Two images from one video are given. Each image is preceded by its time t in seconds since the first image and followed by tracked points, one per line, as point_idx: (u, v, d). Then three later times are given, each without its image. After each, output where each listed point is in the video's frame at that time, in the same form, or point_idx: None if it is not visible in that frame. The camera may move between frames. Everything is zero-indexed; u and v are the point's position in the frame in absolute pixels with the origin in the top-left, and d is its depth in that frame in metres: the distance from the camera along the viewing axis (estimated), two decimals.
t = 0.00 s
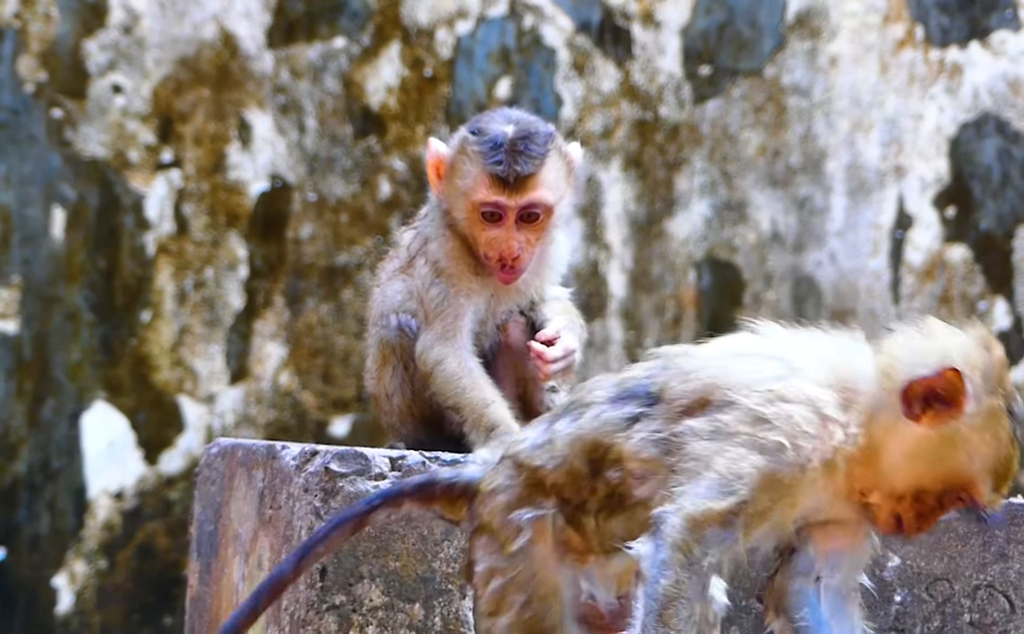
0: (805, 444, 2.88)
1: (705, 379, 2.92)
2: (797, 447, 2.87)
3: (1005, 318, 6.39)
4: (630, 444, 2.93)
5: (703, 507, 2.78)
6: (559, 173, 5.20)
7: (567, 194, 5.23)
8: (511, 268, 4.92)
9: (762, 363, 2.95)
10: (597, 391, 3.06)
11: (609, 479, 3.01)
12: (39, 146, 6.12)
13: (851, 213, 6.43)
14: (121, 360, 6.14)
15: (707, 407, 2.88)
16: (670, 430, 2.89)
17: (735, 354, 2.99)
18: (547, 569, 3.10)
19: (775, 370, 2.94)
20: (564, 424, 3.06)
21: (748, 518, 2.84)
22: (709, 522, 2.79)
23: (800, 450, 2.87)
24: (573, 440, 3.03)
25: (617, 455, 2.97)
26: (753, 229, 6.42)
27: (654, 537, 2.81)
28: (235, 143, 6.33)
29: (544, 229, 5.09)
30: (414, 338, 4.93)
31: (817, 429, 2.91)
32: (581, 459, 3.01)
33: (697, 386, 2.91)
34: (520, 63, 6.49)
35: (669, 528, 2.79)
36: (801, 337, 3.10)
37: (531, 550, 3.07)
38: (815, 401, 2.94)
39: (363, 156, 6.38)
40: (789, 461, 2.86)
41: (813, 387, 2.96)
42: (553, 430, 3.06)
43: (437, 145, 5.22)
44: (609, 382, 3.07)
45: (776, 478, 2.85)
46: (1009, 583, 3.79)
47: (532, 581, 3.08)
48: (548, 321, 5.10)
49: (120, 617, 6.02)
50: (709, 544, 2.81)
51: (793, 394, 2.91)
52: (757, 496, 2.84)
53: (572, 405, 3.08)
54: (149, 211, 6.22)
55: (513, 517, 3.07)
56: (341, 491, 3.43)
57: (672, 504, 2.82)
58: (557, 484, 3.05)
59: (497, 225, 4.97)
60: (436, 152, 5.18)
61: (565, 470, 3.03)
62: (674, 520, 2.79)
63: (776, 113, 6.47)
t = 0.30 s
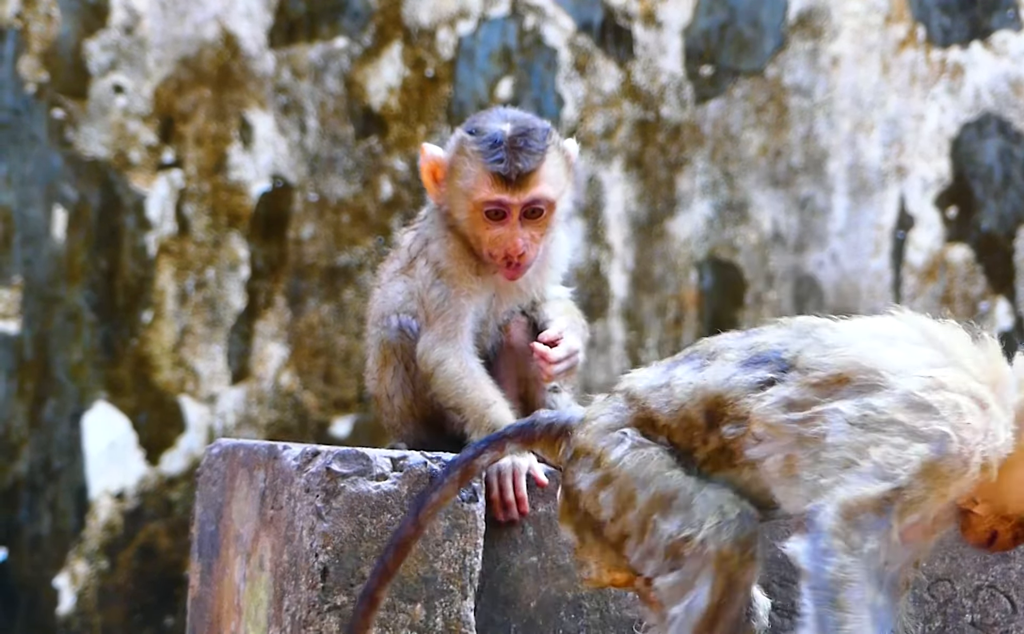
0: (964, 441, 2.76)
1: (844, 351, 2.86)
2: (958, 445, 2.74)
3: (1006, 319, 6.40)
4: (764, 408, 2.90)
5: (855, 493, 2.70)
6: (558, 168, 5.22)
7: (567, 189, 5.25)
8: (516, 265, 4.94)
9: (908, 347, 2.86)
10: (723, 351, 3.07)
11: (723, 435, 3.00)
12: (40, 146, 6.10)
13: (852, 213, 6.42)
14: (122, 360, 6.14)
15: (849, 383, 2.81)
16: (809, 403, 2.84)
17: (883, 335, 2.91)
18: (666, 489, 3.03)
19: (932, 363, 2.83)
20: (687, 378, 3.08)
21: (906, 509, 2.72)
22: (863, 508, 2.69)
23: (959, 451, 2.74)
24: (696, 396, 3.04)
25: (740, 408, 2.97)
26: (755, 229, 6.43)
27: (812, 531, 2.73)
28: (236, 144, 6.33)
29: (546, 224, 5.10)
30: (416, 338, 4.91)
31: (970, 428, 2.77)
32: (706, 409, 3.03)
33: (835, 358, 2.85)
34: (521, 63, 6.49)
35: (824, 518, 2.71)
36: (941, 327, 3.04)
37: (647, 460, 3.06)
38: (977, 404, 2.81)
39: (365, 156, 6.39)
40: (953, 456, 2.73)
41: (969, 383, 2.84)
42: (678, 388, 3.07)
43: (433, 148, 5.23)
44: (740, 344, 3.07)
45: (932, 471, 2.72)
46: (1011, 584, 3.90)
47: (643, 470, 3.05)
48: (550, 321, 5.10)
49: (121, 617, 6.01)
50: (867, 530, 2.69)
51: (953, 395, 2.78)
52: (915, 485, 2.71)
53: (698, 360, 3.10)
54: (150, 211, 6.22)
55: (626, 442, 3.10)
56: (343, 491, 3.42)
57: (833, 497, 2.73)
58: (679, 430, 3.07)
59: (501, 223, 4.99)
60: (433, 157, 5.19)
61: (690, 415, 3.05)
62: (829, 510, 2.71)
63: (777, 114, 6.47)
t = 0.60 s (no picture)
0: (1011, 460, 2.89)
1: (874, 393, 2.93)
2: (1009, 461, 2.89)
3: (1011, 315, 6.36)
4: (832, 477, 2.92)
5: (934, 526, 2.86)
6: (562, 163, 5.20)
7: (570, 183, 5.23)
8: (520, 260, 4.93)
9: (933, 362, 2.97)
10: (738, 423, 3.05)
11: (784, 509, 3.00)
12: (43, 142, 6.12)
13: (856, 210, 6.40)
14: (124, 357, 6.15)
15: (898, 421, 2.88)
16: (869, 449, 2.90)
17: (901, 359, 2.99)
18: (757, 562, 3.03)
19: (960, 371, 2.95)
20: (712, 464, 3.03)
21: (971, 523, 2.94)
22: (935, 538, 2.87)
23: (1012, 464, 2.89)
24: (739, 480, 3.00)
25: (798, 482, 2.97)
26: (758, 226, 6.41)
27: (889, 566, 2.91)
28: (238, 140, 6.32)
29: (549, 219, 5.09)
30: (418, 335, 4.88)
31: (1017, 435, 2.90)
32: (758, 491, 3.00)
33: (868, 399, 2.93)
34: (524, 59, 6.47)
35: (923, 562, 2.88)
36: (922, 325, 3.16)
37: (724, 559, 3.01)
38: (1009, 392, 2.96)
39: (367, 152, 6.37)
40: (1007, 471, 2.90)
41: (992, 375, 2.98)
42: (709, 473, 3.03)
43: (434, 146, 5.25)
44: (750, 410, 3.07)
45: (993, 483, 2.89)
46: (1013, 581, 3.91)
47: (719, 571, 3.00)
48: (554, 317, 5.12)
49: (123, 614, 6.01)
50: (942, 556, 2.89)
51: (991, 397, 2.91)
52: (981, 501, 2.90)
53: (709, 439, 3.06)
54: (152, 208, 6.21)
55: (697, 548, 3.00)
56: (345, 488, 3.40)
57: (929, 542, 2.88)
58: (732, 522, 3.01)
59: (504, 218, 4.98)
60: (434, 154, 5.22)
61: (742, 506, 3.01)
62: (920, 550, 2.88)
63: (780, 110, 6.46)
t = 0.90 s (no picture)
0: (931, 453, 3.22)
1: (805, 441, 3.15)
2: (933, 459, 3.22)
3: (1007, 316, 6.36)
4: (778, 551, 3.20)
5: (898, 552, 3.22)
6: (562, 163, 5.19)
7: (568, 183, 5.23)
8: (520, 260, 4.93)
9: (855, 391, 3.20)
10: (673, 503, 3.22)
11: (747, 562, 3.21)
12: (39, 142, 6.14)
13: (853, 209, 6.39)
14: (121, 357, 6.15)
15: (831, 463, 3.17)
16: (812, 494, 3.18)
17: (821, 395, 3.20)
18: (742, 608, 3.27)
19: (875, 391, 3.21)
20: (657, 551, 3.24)
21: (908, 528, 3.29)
22: (889, 553, 3.22)
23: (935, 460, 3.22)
24: (691, 557, 3.21)
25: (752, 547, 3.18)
26: (755, 226, 6.40)
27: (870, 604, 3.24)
28: (235, 140, 6.32)
29: (550, 219, 5.08)
30: (416, 335, 4.90)
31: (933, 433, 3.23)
32: (716, 560, 3.20)
33: (800, 446, 3.15)
34: (521, 59, 6.48)
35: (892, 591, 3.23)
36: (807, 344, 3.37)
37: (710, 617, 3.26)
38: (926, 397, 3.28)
39: (364, 152, 6.37)
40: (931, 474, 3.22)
41: (897, 379, 3.27)
42: (658, 561, 3.24)
43: (433, 145, 5.23)
44: (677, 487, 3.22)
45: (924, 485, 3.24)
46: (1009, 580, 4.04)
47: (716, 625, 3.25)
48: (551, 317, 5.12)
49: (120, 614, 6.01)
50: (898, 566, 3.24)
51: (906, 408, 3.22)
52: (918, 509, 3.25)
53: (649, 526, 3.25)
54: (149, 208, 6.22)
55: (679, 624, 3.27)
56: (341, 487, 3.40)
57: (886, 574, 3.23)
58: (704, 593, 3.24)
59: (505, 218, 4.97)
60: (432, 155, 5.20)
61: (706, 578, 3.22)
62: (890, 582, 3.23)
63: (777, 109, 6.46)
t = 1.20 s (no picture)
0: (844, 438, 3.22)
1: (731, 440, 3.10)
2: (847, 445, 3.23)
3: (1006, 313, 6.38)
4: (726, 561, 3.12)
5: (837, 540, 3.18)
6: (562, 161, 5.19)
7: (567, 182, 5.23)
8: (518, 259, 4.93)
9: (768, 389, 3.18)
10: (613, 527, 3.11)
11: (694, 570, 3.11)
12: (39, 139, 6.14)
13: (852, 206, 6.39)
14: (120, 353, 6.16)
15: (758, 461, 3.12)
16: (748, 495, 3.12)
17: (735, 394, 3.16)
18: (705, 616, 3.14)
19: (782, 386, 3.21)
20: (610, 577, 3.12)
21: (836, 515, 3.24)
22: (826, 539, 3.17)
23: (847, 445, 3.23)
24: (644, 575, 3.09)
25: (695, 554, 3.09)
26: (754, 223, 6.40)
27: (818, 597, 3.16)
28: (235, 137, 6.32)
29: (549, 219, 5.08)
30: (414, 332, 4.90)
31: (841, 417, 3.25)
32: (667, 572, 3.09)
33: (727, 447, 3.10)
34: (520, 56, 6.49)
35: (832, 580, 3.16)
36: (701, 352, 3.34)
37: None
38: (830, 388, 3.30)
39: (364, 149, 6.37)
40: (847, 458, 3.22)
41: (797, 372, 3.28)
42: (613, 587, 3.11)
43: (433, 142, 5.22)
44: (614, 509, 3.12)
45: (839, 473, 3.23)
46: (1008, 577, 4.06)
47: None
48: (550, 315, 5.13)
49: (119, 611, 6.02)
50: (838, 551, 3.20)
51: (815, 399, 3.22)
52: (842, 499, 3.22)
53: (595, 554, 3.13)
54: (148, 205, 6.22)
55: None
56: (340, 485, 3.40)
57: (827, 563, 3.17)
58: (663, 608, 3.11)
59: (504, 217, 4.97)
60: (431, 152, 5.19)
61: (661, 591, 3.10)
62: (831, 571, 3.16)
63: (776, 106, 6.46)
